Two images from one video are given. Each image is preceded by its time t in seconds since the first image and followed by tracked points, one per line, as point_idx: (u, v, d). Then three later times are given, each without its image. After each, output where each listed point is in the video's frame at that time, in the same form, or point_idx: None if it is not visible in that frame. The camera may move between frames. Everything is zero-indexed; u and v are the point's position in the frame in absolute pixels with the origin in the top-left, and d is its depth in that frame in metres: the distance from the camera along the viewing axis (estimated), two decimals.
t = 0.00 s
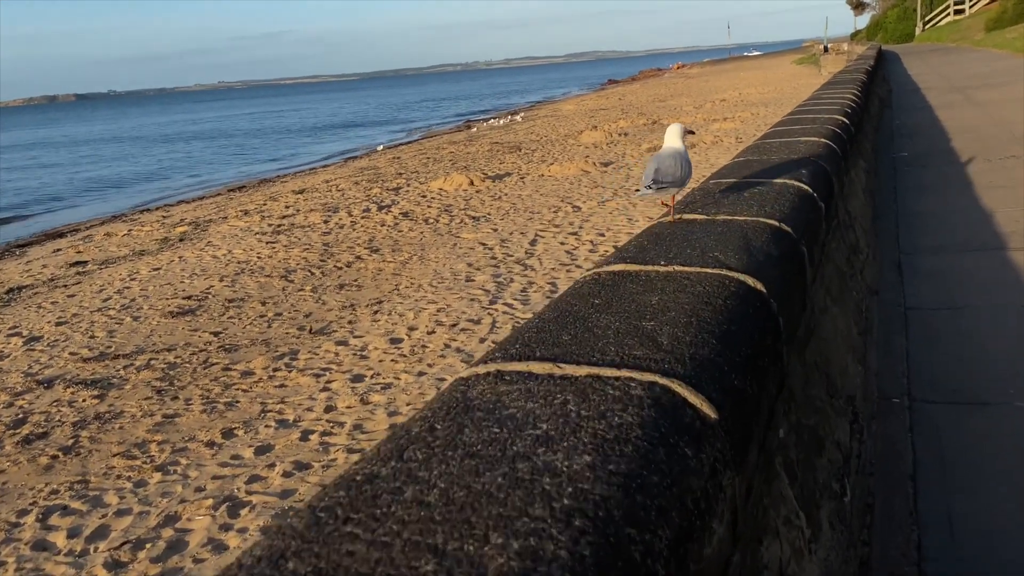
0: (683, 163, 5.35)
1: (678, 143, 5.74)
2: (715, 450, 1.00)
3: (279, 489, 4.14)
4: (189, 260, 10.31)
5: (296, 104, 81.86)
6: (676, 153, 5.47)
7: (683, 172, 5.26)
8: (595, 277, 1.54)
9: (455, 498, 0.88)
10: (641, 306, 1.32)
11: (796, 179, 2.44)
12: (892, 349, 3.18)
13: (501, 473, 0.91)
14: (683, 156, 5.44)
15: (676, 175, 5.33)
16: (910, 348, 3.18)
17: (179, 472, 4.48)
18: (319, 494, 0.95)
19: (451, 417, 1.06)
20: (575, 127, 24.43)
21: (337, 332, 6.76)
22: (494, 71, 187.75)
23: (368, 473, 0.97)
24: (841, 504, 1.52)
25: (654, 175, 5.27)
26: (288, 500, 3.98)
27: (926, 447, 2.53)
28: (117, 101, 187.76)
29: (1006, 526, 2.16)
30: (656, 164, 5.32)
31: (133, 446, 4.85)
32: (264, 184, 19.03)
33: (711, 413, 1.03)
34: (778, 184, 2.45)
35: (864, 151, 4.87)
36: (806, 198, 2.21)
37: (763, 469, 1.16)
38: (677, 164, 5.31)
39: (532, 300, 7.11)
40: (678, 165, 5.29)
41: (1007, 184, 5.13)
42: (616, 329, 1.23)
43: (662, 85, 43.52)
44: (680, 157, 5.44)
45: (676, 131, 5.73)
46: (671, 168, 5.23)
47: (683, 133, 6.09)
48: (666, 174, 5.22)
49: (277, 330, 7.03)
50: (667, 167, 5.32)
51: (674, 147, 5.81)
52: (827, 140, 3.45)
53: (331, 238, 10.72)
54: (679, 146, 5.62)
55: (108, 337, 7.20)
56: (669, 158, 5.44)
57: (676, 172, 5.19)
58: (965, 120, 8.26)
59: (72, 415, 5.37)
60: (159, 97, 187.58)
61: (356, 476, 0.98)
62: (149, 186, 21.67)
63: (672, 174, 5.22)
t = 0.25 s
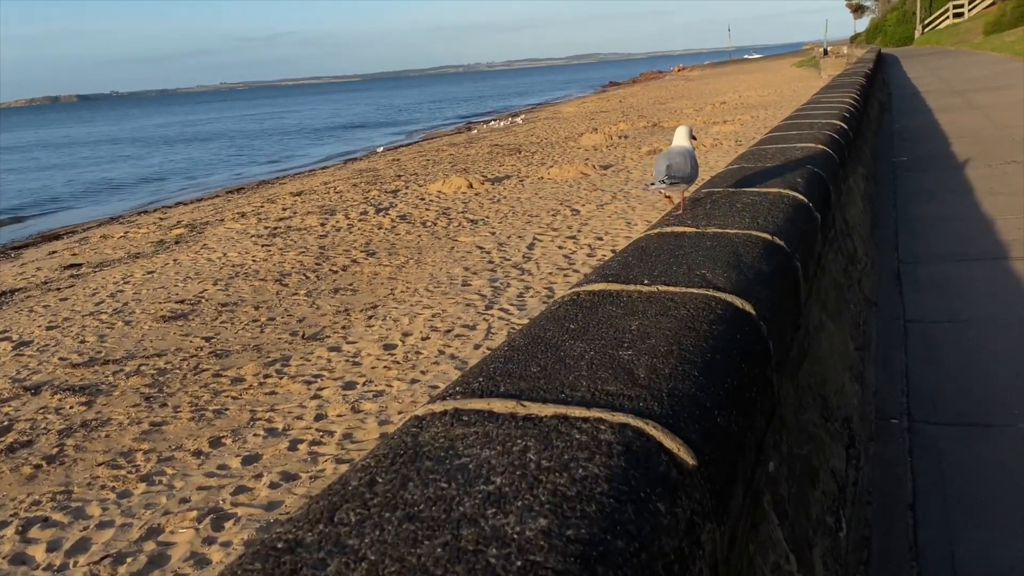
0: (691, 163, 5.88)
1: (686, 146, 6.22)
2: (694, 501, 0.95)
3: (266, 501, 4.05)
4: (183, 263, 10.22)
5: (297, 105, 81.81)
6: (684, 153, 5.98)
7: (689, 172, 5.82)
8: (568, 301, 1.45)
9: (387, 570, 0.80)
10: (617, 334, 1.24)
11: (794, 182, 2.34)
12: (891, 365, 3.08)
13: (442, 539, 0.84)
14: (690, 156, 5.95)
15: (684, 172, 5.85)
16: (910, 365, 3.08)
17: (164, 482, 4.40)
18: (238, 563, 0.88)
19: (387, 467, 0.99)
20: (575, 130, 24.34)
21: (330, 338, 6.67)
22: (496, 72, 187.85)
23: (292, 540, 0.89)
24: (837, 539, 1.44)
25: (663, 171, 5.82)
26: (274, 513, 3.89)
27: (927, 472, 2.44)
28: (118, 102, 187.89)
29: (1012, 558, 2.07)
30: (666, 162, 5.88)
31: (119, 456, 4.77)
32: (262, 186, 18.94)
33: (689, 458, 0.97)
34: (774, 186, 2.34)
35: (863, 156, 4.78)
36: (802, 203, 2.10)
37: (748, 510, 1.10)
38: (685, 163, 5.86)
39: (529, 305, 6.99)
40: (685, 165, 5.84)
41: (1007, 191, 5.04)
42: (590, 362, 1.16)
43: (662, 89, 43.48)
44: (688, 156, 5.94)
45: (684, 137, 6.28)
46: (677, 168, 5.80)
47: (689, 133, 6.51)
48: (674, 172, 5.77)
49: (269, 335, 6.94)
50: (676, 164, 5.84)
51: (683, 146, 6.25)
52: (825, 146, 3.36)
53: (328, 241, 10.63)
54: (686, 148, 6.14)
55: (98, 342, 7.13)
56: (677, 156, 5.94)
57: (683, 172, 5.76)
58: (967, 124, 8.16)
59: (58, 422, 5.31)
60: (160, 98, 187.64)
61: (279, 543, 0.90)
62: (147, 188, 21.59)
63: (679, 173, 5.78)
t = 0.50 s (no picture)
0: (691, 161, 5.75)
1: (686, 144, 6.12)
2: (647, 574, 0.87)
3: (246, 517, 3.95)
4: (176, 268, 10.13)
5: (299, 107, 81.78)
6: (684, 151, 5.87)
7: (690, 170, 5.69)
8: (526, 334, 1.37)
9: None
10: (576, 373, 1.17)
11: (785, 188, 2.23)
12: (886, 388, 2.98)
13: None
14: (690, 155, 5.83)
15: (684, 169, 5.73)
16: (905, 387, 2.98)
17: (144, 497, 4.32)
18: None
19: (290, 541, 0.90)
20: (576, 133, 24.23)
21: (320, 345, 6.56)
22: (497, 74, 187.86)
23: None
24: None
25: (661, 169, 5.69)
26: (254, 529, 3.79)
27: (920, 505, 2.34)
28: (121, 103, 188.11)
29: None
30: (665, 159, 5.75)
31: (100, 468, 4.71)
32: (260, 188, 18.85)
33: (644, 525, 0.89)
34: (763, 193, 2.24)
35: (861, 162, 4.68)
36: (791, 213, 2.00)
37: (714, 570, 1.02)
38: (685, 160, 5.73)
39: (523, 311, 6.87)
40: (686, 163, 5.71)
41: (1009, 199, 4.93)
42: (544, 408, 1.09)
43: (663, 91, 43.38)
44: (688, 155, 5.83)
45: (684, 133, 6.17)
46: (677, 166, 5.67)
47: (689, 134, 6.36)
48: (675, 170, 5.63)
49: (259, 342, 6.84)
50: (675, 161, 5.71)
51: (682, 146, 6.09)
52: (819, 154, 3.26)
53: (323, 245, 10.53)
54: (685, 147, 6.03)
55: (84, 350, 7.07)
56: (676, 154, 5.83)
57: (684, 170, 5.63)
58: (970, 128, 8.04)
59: (40, 433, 5.27)
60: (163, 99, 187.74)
61: None
62: (145, 190, 21.52)
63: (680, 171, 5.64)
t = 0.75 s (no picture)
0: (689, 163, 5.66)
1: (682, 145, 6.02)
2: None
3: (225, 533, 3.86)
4: (167, 273, 10.05)
5: (299, 110, 81.72)
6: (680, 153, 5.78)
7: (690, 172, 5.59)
8: (488, 366, 1.30)
9: None
10: (534, 415, 1.10)
11: (774, 199, 2.15)
12: (881, 410, 2.89)
13: None
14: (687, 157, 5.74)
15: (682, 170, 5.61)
16: (900, 409, 2.89)
17: (123, 511, 4.26)
18: None
19: None
20: (575, 137, 24.14)
21: (309, 353, 6.47)
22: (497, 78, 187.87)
23: None
24: None
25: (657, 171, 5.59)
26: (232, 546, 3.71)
27: (913, 539, 2.25)
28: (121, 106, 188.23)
29: None
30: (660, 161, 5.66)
31: (79, 481, 4.67)
32: (256, 192, 18.76)
33: None
34: (752, 203, 2.16)
35: (859, 169, 4.60)
36: (780, 226, 1.92)
37: None
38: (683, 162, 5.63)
39: (516, 319, 6.77)
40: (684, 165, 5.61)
41: (1010, 208, 4.83)
42: (490, 455, 1.03)
43: (663, 95, 43.28)
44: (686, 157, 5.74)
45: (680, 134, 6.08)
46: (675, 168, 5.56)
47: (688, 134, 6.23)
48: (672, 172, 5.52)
49: (247, 350, 6.75)
50: (672, 163, 5.61)
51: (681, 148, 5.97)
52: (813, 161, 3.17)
53: (316, 250, 10.44)
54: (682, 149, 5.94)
55: (70, 357, 7.00)
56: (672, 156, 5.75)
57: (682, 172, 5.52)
58: (970, 135, 7.95)
59: (20, 444, 5.24)
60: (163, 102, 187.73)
61: None
62: (141, 194, 21.45)
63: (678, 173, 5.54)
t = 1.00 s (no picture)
0: (688, 167, 5.57)
1: (678, 146, 5.93)
2: None
3: (204, 551, 3.77)
4: (158, 278, 9.94)
5: (297, 114, 81.60)
6: (678, 157, 5.69)
7: (691, 177, 5.50)
8: (441, 405, 1.19)
9: None
10: (485, 469, 1.00)
11: (765, 210, 2.05)
12: (876, 434, 2.78)
13: None
14: (685, 161, 5.65)
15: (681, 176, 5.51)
16: (896, 433, 2.78)
17: (100, 527, 4.17)
18: None
19: None
20: (572, 141, 24.06)
21: (298, 362, 6.36)
22: (496, 81, 187.88)
23: None
24: None
25: (656, 178, 5.50)
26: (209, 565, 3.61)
27: None
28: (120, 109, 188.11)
29: None
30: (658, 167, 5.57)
31: (57, 495, 4.58)
32: (251, 196, 18.64)
33: None
34: (740, 214, 2.06)
35: (856, 177, 4.50)
36: (770, 241, 1.82)
37: None
38: (682, 166, 5.54)
39: (508, 328, 6.66)
40: (683, 170, 5.52)
41: (1010, 218, 4.73)
42: (428, 516, 0.92)
43: (662, 99, 43.23)
44: (684, 161, 5.66)
45: (677, 133, 5.99)
46: (674, 174, 5.46)
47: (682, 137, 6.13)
48: (672, 178, 5.43)
49: (235, 358, 6.65)
50: (671, 169, 5.52)
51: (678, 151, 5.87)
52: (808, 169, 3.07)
53: (308, 256, 10.32)
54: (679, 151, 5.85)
55: (56, 365, 6.89)
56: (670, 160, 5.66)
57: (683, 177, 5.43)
58: (969, 141, 7.85)
59: None
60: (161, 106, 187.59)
61: None
62: (136, 198, 21.34)
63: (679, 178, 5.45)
